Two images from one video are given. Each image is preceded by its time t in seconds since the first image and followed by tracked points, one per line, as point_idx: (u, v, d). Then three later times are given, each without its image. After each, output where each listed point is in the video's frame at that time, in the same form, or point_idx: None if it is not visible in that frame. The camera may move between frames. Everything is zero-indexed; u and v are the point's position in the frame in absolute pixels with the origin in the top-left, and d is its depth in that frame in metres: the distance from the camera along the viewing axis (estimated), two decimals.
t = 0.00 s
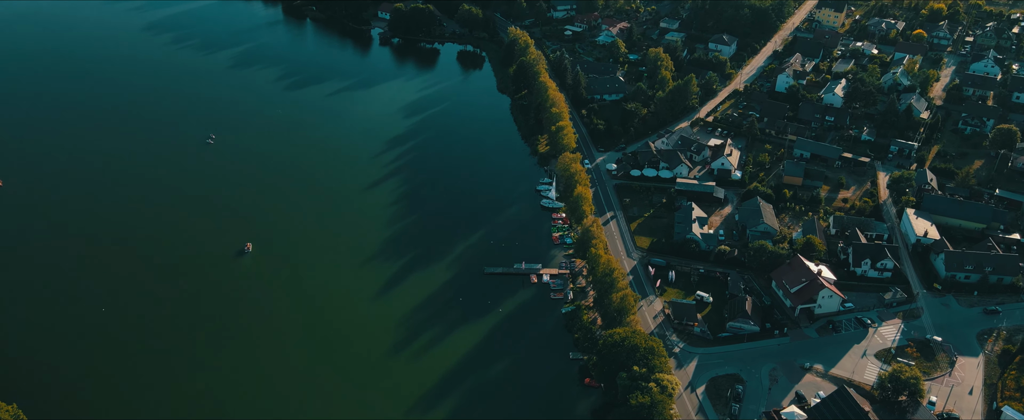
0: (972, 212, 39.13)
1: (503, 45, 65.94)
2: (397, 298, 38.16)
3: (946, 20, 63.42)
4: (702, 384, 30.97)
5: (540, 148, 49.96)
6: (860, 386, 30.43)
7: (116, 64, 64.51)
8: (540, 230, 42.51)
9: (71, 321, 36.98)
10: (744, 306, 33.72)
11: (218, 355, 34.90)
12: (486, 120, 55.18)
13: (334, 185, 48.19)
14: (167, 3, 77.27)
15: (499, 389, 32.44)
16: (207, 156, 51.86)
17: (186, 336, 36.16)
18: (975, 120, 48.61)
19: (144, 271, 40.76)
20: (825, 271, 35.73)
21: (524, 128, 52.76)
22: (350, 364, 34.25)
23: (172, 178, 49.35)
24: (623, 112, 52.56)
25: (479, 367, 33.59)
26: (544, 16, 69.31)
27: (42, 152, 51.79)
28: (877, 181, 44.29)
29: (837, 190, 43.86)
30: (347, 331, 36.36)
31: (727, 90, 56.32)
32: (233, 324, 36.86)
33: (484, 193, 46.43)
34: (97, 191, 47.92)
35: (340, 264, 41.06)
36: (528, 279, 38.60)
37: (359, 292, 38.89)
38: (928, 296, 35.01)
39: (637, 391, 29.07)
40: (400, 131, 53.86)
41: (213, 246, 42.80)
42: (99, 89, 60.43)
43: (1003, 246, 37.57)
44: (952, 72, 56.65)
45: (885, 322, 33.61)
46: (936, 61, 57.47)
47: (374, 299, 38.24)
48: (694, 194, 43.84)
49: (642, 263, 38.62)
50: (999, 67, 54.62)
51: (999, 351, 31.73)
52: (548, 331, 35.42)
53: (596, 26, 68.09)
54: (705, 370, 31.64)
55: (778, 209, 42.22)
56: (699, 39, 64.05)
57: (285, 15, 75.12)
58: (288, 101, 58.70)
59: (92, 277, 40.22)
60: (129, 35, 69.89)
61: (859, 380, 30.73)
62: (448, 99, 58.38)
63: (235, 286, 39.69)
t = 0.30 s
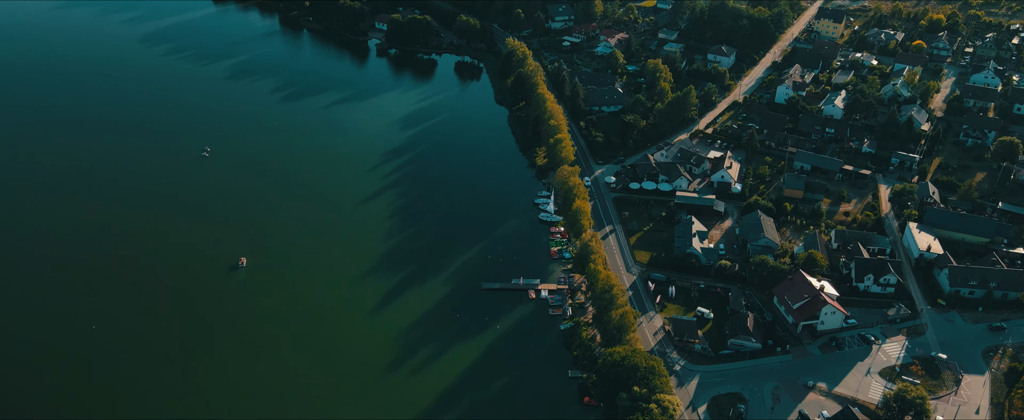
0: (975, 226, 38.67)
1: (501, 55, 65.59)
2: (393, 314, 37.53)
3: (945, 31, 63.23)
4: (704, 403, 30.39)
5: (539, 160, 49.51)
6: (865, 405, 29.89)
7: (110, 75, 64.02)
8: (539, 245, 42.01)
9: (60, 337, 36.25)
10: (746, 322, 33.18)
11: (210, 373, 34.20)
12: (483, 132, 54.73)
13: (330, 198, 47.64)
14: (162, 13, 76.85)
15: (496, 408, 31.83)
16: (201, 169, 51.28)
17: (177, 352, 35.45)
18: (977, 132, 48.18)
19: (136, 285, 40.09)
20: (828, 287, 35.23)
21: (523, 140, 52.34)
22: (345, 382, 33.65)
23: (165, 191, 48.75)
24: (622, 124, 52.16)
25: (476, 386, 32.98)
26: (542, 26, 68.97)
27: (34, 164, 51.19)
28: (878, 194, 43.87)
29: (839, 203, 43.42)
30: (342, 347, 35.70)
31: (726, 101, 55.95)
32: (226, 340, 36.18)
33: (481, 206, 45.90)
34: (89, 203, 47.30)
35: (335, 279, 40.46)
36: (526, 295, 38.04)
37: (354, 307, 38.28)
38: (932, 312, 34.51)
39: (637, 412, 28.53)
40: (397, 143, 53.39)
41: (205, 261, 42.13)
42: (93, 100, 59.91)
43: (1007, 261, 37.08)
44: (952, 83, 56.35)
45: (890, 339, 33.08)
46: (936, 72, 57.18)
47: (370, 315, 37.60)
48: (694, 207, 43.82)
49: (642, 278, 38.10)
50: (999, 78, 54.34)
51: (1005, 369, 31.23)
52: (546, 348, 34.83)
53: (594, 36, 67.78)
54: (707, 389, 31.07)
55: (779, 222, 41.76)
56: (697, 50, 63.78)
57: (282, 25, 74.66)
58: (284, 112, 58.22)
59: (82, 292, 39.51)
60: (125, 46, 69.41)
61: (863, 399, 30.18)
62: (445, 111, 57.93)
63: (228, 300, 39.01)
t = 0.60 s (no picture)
0: (979, 240, 38.20)
1: (499, 67, 65.21)
2: (389, 331, 36.91)
3: (945, 41, 62.97)
4: None
5: (536, 173, 49.02)
6: None
7: (105, 87, 63.54)
8: (537, 259, 41.48)
9: (50, 355, 35.61)
10: (747, 339, 32.64)
11: (203, 392, 33.58)
12: (481, 144, 54.29)
13: (326, 212, 47.13)
14: (158, 24, 76.41)
15: None
16: (196, 182, 50.72)
17: (170, 370, 34.82)
18: (978, 144, 47.94)
19: (129, 301, 39.45)
20: (830, 303, 34.71)
21: (520, 152, 51.88)
22: (340, 401, 33.05)
23: (159, 205, 48.17)
24: (621, 136, 51.73)
25: (474, 406, 32.38)
26: (539, 37, 68.64)
27: (27, 179, 50.65)
28: (880, 207, 43.41)
29: (840, 216, 42.96)
30: (336, 365, 35.08)
31: (725, 113, 55.56)
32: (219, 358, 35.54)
33: (479, 220, 45.39)
34: (82, 218, 46.73)
35: (330, 295, 39.83)
36: (524, 311, 37.48)
37: (350, 323, 37.70)
38: (937, 328, 33.98)
39: None
40: (393, 155, 52.91)
41: (198, 276, 41.49)
42: (87, 113, 59.43)
43: (1011, 275, 36.62)
44: (952, 94, 56.05)
45: (894, 356, 32.54)
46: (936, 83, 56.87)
47: (366, 332, 36.99)
48: (693, 220, 42.86)
49: (641, 294, 37.56)
50: (1000, 89, 54.02)
51: (1012, 387, 30.70)
52: (544, 367, 34.22)
53: (592, 47, 67.44)
54: (709, 408, 30.50)
55: (780, 236, 41.25)
56: (696, 61, 63.50)
57: (279, 36, 74.19)
58: (280, 124, 57.73)
59: (72, 308, 38.86)
60: (120, 57, 68.97)
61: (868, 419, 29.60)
62: (442, 123, 57.49)
63: (220, 316, 38.35)
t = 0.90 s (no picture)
0: (983, 255, 37.72)
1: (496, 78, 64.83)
2: (385, 348, 36.26)
3: (944, 52, 62.69)
4: None
5: (535, 186, 48.56)
6: None
7: (100, 99, 63.05)
8: (535, 274, 40.94)
9: (40, 374, 34.92)
10: (750, 357, 32.09)
11: (194, 412, 32.89)
12: (478, 157, 53.83)
13: (321, 225, 46.57)
14: (153, 36, 75.97)
15: None
16: (190, 195, 50.18)
17: (161, 389, 34.13)
18: (980, 156, 47.36)
19: (121, 316, 38.76)
20: (833, 319, 34.18)
21: (518, 165, 51.37)
22: None
23: (153, 218, 47.58)
24: (619, 148, 51.28)
25: None
26: (537, 48, 68.28)
27: (20, 192, 50.06)
28: (882, 220, 42.95)
29: (842, 229, 42.49)
30: (331, 383, 34.40)
31: (725, 125, 55.16)
32: (212, 376, 34.85)
33: (476, 234, 44.86)
34: (74, 232, 46.04)
35: (326, 311, 39.19)
36: (522, 328, 36.92)
37: (345, 340, 37.03)
38: (942, 345, 33.44)
39: None
40: (391, 168, 52.41)
41: (191, 291, 40.85)
42: (82, 125, 58.85)
43: (1016, 291, 36.24)
44: (952, 105, 55.72)
45: (898, 374, 32.00)
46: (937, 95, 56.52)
47: (361, 348, 36.33)
48: (693, 234, 42.35)
49: (641, 310, 36.99)
50: (1001, 101, 53.72)
51: (1019, 406, 30.18)
52: (543, 385, 33.64)
53: (590, 58, 67.10)
54: None
55: (781, 250, 40.76)
56: (695, 72, 63.20)
57: (276, 47, 73.86)
58: (276, 136, 57.22)
59: (62, 324, 38.17)
60: (115, 69, 68.54)
61: None
62: (439, 135, 57.05)
63: (213, 332, 37.67)
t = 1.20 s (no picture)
0: (987, 269, 37.23)
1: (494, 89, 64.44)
2: (380, 365, 35.62)
3: (944, 63, 62.40)
4: None
5: (532, 199, 48.10)
6: None
7: (94, 110, 62.55)
8: (533, 290, 40.38)
9: (28, 393, 34.21)
10: (752, 375, 31.54)
11: None
12: (476, 169, 53.35)
13: (317, 239, 46.00)
14: (149, 47, 75.52)
15: None
16: (184, 208, 49.59)
17: (150, 407, 33.41)
18: (982, 168, 46.89)
19: (111, 332, 38.07)
20: (836, 336, 33.67)
21: (516, 177, 50.88)
22: None
23: (146, 231, 46.95)
24: (618, 161, 50.81)
25: None
26: (535, 59, 67.94)
27: (11, 204, 49.42)
28: (884, 233, 42.45)
29: (843, 243, 41.99)
30: (326, 401, 33.70)
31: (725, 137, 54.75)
32: (204, 393, 34.19)
33: (474, 248, 44.31)
34: (66, 246, 45.35)
35: (320, 327, 38.53)
36: (520, 345, 36.34)
37: (340, 356, 36.37)
38: (947, 363, 32.89)
39: None
40: (388, 180, 51.90)
41: (183, 306, 40.18)
42: (76, 138, 58.29)
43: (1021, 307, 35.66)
44: (952, 117, 55.40)
45: (903, 392, 31.45)
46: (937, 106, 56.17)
47: (356, 365, 35.67)
48: (693, 248, 41.78)
49: (641, 326, 36.45)
50: (1001, 112, 53.37)
51: None
52: (541, 403, 33.04)
53: (589, 69, 66.70)
54: None
55: (782, 265, 40.24)
56: (694, 83, 62.88)
57: (272, 58, 73.45)
58: (272, 149, 56.73)
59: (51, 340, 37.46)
60: (110, 80, 68.06)
61: None
62: (437, 147, 56.59)
63: (205, 349, 36.98)
